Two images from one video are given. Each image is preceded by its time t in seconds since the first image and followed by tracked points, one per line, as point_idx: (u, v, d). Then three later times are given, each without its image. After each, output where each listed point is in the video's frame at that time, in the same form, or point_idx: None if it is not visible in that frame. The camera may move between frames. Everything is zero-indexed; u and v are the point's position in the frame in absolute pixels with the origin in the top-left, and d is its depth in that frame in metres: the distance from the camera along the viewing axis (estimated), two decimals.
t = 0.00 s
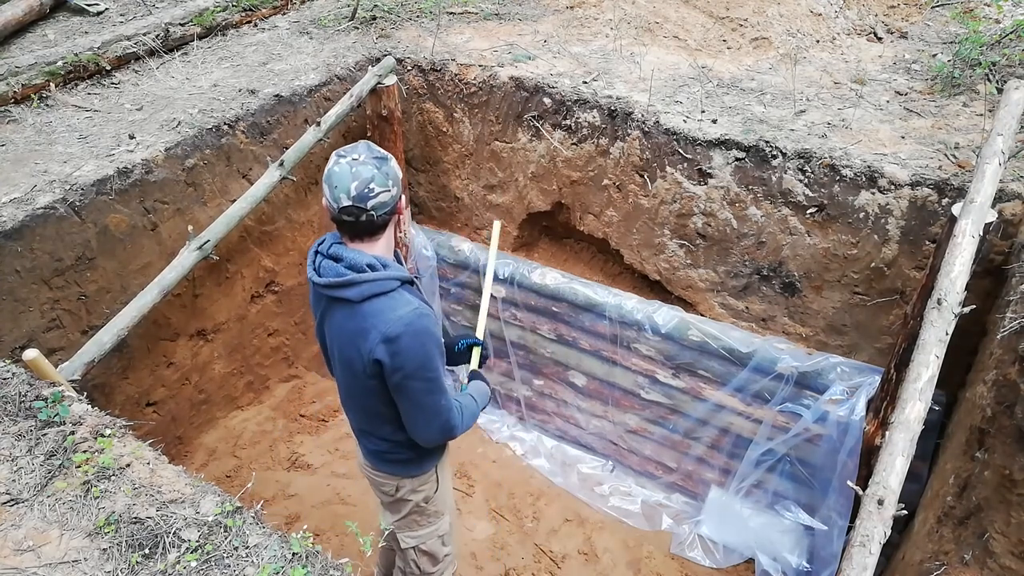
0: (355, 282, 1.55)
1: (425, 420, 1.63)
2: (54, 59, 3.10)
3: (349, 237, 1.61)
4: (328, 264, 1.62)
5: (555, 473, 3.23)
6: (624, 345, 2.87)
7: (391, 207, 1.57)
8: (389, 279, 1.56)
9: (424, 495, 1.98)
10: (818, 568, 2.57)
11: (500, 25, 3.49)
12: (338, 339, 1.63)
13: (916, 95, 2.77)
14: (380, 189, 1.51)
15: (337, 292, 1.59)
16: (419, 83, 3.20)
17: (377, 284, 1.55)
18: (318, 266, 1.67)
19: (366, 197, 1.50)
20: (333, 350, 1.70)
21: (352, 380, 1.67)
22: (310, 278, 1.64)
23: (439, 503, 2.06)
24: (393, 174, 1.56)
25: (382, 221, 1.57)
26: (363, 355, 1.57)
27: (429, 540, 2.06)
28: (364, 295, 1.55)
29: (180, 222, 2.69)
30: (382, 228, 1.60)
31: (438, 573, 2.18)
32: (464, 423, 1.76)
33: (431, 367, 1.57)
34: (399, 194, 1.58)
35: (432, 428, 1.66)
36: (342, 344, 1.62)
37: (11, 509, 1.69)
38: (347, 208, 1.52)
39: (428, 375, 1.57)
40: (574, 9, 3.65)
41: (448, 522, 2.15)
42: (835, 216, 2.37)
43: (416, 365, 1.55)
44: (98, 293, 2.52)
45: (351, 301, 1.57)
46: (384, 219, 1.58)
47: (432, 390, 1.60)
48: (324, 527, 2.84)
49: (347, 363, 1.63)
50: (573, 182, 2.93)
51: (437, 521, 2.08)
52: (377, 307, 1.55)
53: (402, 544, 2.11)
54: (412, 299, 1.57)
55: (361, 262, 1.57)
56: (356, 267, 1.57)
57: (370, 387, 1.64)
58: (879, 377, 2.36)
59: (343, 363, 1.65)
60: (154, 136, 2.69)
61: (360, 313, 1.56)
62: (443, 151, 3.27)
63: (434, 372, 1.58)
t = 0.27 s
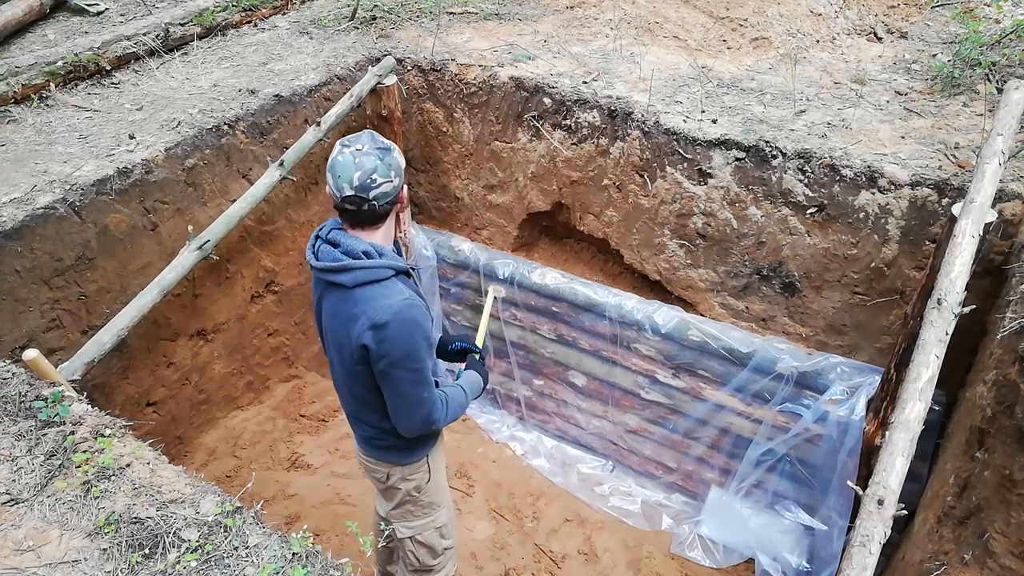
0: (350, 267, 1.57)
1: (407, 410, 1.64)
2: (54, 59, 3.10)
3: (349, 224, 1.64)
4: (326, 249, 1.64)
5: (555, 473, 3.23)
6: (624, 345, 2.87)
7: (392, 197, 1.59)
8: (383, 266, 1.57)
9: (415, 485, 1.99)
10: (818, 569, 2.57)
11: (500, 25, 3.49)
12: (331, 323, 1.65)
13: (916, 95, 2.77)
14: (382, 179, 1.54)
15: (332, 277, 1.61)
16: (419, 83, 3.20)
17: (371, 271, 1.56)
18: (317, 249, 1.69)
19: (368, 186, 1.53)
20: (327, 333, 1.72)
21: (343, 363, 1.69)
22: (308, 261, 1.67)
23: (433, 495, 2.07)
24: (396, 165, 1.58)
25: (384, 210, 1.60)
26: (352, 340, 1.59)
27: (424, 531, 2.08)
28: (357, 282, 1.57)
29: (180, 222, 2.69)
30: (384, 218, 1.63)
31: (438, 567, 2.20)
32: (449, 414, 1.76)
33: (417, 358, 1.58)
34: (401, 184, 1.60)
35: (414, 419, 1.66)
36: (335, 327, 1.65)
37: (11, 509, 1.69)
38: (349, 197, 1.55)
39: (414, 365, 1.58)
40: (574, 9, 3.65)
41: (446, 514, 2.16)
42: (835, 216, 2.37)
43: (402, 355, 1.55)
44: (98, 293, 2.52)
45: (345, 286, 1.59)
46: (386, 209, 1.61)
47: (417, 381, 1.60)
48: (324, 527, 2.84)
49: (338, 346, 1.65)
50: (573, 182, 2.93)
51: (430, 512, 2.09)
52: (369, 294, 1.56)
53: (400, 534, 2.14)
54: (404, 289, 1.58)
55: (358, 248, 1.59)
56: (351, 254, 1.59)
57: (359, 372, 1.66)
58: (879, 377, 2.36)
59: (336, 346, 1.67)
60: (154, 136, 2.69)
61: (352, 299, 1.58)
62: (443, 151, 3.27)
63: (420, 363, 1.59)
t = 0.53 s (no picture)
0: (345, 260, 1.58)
1: (392, 405, 1.64)
2: (54, 59, 3.10)
3: (348, 216, 1.65)
4: (322, 240, 1.65)
5: (555, 473, 3.23)
6: (624, 345, 2.87)
7: (392, 189, 1.60)
8: (376, 260, 1.58)
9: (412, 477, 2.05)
10: (818, 569, 2.56)
11: (500, 26, 3.50)
12: (324, 314, 1.66)
13: (916, 95, 2.77)
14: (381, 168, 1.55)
15: (327, 268, 1.61)
16: (419, 83, 3.20)
17: (365, 265, 1.57)
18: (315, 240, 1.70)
19: (367, 175, 1.54)
20: (321, 324, 1.72)
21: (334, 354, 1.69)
22: (305, 251, 1.67)
23: (431, 489, 2.12)
24: (398, 159, 1.60)
25: (382, 202, 1.61)
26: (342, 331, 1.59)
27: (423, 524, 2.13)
28: (350, 274, 1.57)
29: (180, 222, 2.69)
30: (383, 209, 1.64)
31: (438, 561, 2.24)
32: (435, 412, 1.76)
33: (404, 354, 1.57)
34: (401, 177, 1.61)
35: (399, 415, 1.66)
36: (327, 318, 1.65)
37: (12, 509, 1.69)
38: (348, 184, 1.56)
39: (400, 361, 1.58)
40: (574, 9, 3.65)
41: (446, 508, 2.21)
42: (835, 215, 2.37)
43: (389, 350, 1.55)
44: (98, 293, 2.52)
45: (338, 278, 1.59)
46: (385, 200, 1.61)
47: (403, 376, 1.60)
48: (324, 527, 2.85)
49: (330, 336, 1.66)
50: (573, 182, 2.93)
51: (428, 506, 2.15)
52: (361, 288, 1.57)
53: (399, 529, 2.20)
54: (396, 284, 1.59)
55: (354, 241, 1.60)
56: (347, 247, 1.60)
57: (348, 364, 1.66)
58: (879, 377, 2.36)
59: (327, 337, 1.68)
60: (154, 136, 2.70)
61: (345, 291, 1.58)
62: (443, 151, 3.27)
63: (407, 358, 1.59)
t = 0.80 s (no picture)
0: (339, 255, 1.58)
1: (381, 402, 1.63)
2: (54, 59, 3.10)
3: (346, 210, 1.66)
4: (318, 234, 1.65)
5: (555, 473, 3.23)
6: (624, 345, 2.87)
7: (390, 188, 1.61)
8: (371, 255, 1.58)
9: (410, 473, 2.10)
10: (818, 569, 2.56)
11: (500, 26, 3.50)
12: (318, 308, 1.66)
13: (916, 95, 2.77)
14: (380, 165, 1.57)
15: (320, 262, 1.61)
16: (419, 83, 3.20)
17: (359, 261, 1.56)
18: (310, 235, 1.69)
19: (366, 169, 1.56)
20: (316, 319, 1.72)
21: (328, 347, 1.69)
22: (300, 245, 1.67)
23: (428, 485, 2.17)
24: (399, 158, 1.61)
25: (379, 199, 1.62)
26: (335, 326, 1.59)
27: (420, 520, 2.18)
28: (342, 269, 1.57)
29: (180, 222, 2.69)
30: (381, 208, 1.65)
31: (438, 558, 2.28)
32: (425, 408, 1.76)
33: (396, 351, 1.57)
34: (401, 178, 1.63)
35: (388, 411, 1.66)
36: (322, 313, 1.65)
37: (12, 509, 1.69)
38: (347, 176, 1.57)
39: (391, 357, 1.57)
40: (574, 9, 3.65)
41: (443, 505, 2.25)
42: (835, 215, 2.37)
43: (379, 346, 1.55)
44: (98, 293, 2.52)
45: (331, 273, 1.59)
46: (383, 198, 1.62)
47: (393, 372, 1.60)
48: (324, 527, 2.85)
49: (323, 330, 1.66)
50: (573, 182, 2.93)
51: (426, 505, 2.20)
52: (353, 283, 1.56)
53: (398, 526, 2.25)
54: (388, 280, 1.58)
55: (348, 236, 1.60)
56: (341, 242, 1.60)
57: (340, 358, 1.67)
58: (879, 377, 2.36)
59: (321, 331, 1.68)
60: (154, 136, 2.70)
61: (338, 286, 1.59)
62: (443, 151, 3.27)
63: (396, 355, 1.58)
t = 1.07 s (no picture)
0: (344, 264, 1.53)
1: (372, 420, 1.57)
2: (54, 59, 3.10)
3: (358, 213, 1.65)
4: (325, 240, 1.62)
5: (555, 473, 3.25)
6: (625, 345, 2.87)
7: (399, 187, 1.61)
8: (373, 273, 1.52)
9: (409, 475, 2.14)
10: (818, 568, 2.59)
11: (500, 25, 3.49)
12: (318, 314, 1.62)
13: (917, 95, 2.77)
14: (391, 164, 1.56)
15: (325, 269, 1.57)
16: (419, 83, 3.20)
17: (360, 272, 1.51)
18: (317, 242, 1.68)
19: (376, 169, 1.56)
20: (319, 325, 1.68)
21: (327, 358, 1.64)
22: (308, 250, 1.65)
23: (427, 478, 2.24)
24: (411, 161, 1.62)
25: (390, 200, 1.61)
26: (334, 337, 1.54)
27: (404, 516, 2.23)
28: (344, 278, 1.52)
29: (180, 223, 2.69)
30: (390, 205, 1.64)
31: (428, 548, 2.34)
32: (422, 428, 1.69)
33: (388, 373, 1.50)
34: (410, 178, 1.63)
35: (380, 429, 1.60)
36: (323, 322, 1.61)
37: (12, 508, 1.68)
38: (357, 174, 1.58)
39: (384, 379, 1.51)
40: (574, 8, 3.65)
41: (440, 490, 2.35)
42: (835, 215, 2.37)
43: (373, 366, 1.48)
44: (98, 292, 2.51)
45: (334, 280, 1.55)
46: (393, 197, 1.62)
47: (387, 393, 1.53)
48: (325, 527, 2.86)
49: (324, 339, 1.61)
50: (574, 182, 2.92)
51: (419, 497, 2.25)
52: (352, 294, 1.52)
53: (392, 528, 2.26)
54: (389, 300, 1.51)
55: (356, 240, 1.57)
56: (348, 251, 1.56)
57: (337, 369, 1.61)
58: (880, 377, 2.36)
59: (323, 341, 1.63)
60: (154, 136, 2.69)
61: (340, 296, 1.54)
62: (443, 151, 3.27)
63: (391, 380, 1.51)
